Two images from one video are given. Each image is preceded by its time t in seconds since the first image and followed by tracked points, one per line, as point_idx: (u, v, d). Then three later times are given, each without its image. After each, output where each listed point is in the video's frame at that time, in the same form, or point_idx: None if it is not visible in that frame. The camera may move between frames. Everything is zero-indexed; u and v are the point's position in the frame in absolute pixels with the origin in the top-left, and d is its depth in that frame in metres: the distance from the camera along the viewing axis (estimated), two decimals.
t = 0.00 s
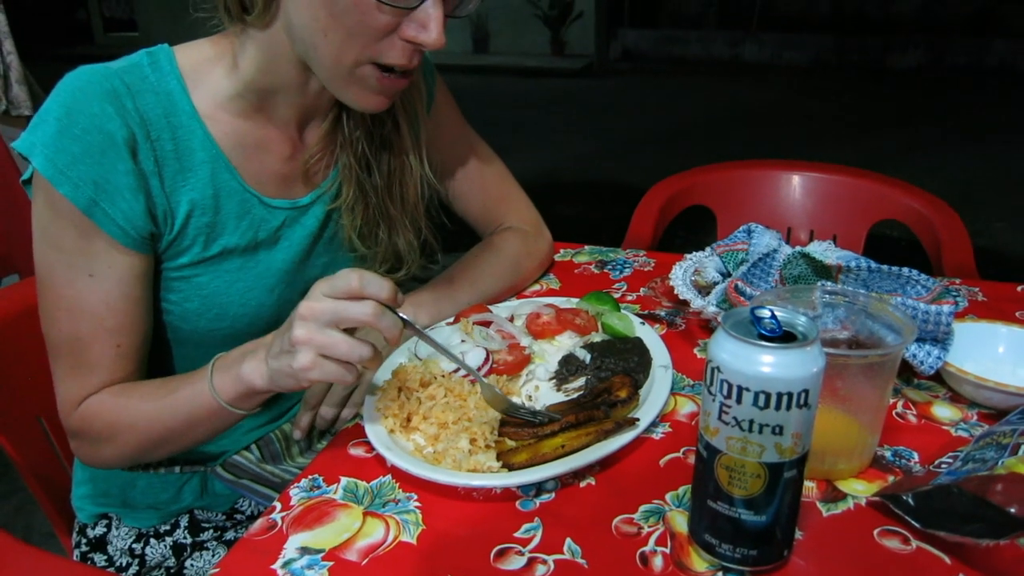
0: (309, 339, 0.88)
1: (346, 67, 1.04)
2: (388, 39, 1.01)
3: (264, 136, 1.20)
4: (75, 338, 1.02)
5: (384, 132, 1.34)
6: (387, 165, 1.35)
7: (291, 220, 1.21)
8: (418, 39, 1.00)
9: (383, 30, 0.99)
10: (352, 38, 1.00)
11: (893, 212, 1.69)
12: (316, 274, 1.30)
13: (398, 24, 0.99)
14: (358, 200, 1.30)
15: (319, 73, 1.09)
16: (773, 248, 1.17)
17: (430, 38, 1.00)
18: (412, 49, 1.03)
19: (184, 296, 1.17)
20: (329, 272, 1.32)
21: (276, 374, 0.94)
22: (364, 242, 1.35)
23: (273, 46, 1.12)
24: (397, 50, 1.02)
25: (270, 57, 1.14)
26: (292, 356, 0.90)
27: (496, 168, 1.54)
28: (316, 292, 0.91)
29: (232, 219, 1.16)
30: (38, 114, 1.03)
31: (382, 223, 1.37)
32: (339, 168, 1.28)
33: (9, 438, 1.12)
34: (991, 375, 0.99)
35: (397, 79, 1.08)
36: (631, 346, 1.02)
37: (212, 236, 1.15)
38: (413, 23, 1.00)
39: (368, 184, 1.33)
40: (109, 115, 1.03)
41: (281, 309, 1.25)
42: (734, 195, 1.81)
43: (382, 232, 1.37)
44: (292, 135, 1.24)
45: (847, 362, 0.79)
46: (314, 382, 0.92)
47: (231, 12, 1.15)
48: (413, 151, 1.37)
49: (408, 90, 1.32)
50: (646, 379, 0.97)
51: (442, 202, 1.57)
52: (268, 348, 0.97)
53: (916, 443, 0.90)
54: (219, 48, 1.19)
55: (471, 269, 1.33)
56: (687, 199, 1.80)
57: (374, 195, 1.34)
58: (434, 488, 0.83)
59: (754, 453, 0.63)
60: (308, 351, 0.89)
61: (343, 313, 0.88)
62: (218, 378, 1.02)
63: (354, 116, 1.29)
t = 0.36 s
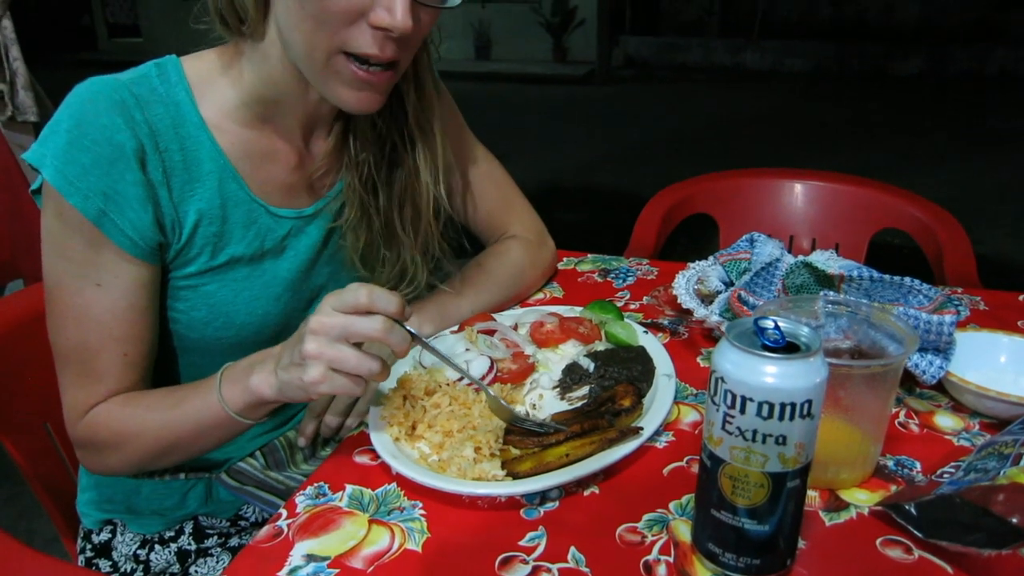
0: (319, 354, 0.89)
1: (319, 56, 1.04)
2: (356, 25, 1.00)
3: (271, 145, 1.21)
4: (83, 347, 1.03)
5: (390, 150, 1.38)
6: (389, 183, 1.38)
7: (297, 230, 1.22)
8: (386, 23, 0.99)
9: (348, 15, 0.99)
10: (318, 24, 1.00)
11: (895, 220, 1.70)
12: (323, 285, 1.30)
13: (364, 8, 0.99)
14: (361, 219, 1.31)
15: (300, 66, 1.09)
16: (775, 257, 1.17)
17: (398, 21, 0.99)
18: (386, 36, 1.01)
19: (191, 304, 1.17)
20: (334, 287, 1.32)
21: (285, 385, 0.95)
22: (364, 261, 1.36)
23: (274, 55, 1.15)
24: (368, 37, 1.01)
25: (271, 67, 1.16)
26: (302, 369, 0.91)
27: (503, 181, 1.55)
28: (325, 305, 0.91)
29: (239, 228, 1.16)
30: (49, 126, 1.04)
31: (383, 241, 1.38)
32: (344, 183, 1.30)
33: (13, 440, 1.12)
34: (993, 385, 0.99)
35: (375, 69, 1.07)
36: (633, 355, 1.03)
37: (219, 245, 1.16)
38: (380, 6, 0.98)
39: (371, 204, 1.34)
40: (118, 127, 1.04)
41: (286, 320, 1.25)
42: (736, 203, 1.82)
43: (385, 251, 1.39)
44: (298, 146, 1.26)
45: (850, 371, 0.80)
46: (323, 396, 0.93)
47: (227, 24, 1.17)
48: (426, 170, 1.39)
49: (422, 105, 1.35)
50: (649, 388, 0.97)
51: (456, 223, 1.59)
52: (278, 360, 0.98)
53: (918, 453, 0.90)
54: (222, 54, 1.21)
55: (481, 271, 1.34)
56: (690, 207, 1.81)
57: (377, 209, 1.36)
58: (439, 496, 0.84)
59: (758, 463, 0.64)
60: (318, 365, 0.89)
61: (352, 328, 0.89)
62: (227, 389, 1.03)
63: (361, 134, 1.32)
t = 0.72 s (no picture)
0: (312, 388, 0.89)
1: (308, 73, 1.05)
2: (344, 44, 1.01)
3: (267, 154, 1.21)
4: (81, 356, 1.04)
5: (380, 155, 1.37)
6: (380, 189, 1.37)
7: (293, 238, 1.22)
8: (374, 44, 0.99)
9: (337, 35, 1.00)
10: (308, 42, 1.01)
11: (896, 229, 1.70)
12: (320, 293, 1.29)
13: (352, 28, 0.99)
14: (353, 226, 1.30)
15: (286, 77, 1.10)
16: (776, 268, 1.18)
17: (385, 43, 0.99)
18: (374, 56, 1.02)
19: (189, 312, 1.18)
20: (330, 295, 1.32)
21: (282, 415, 0.95)
22: (359, 268, 1.35)
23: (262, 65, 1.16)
24: (354, 55, 1.02)
25: (261, 75, 1.17)
26: (297, 402, 0.91)
27: (504, 190, 1.56)
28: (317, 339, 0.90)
29: (235, 236, 1.17)
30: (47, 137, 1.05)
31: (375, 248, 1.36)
32: (336, 191, 1.29)
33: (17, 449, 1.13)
34: (994, 395, 0.99)
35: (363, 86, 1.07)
36: (635, 366, 1.04)
37: (214, 253, 1.16)
38: (369, 28, 0.99)
39: (362, 210, 1.33)
40: (114, 137, 1.06)
41: (284, 329, 1.25)
42: (738, 212, 1.82)
43: (375, 254, 1.36)
44: (293, 155, 1.26)
45: (850, 383, 0.80)
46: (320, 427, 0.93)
47: (222, 33, 1.17)
48: (414, 171, 1.36)
49: (407, 105, 1.33)
50: (651, 399, 0.98)
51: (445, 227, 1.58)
52: (274, 388, 0.98)
53: (920, 463, 0.91)
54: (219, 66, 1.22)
55: (481, 283, 1.34)
56: (692, 217, 1.81)
57: (371, 215, 1.35)
58: (443, 507, 0.84)
59: (759, 474, 0.64)
60: (313, 400, 0.90)
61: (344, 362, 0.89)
62: (225, 414, 1.02)
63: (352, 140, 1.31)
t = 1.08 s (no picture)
0: (230, 446, 0.86)
1: (331, 131, 1.07)
2: (371, 107, 1.04)
3: (274, 190, 1.23)
4: (71, 382, 1.05)
5: (386, 186, 1.38)
6: (387, 220, 1.38)
7: (299, 270, 1.23)
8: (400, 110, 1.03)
9: (365, 100, 1.03)
10: (334, 104, 1.03)
11: (899, 256, 1.71)
12: (326, 325, 1.29)
13: (380, 93, 1.02)
14: (362, 251, 1.31)
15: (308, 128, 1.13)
16: (779, 296, 1.19)
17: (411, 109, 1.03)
18: (399, 118, 1.05)
19: (194, 345, 1.19)
20: (336, 327, 1.31)
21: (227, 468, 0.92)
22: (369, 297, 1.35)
23: (274, 105, 1.17)
24: (380, 117, 1.05)
25: (271, 114, 1.19)
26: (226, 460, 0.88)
27: (508, 220, 1.58)
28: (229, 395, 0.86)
29: (240, 270, 1.18)
30: (58, 172, 1.08)
31: (385, 274, 1.37)
32: (344, 221, 1.31)
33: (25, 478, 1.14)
34: (999, 424, 0.99)
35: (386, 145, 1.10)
36: (640, 396, 1.04)
37: (219, 286, 1.18)
38: (394, 92, 1.02)
39: (371, 238, 1.34)
40: (120, 174, 1.08)
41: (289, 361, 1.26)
42: (742, 240, 1.83)
43: (385, 278, 1.36)
44: (300, 189, 1.28)
45: (853, 413, 0.80)
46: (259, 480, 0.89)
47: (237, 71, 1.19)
48: (416, 201, 1.39)
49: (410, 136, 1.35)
50: (655, 429, 0.98)
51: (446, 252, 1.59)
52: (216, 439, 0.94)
53: (925, 492, 0.91)
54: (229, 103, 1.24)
55: (487, 314, 1.35)
56: (696, 245, 1.82)
57: (380, 243, 1.37)
58: (449, 538, 0.84)
59: (762, 504, 0.64)
60: (234, 456, 0.86)
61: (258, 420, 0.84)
62: (178, 462, 0.98)
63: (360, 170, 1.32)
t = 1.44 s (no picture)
0: (228, 466, 0.85)
1: (327, 145, 1.08)
2: (367, 122, 1.05)
3: (273, 206, 1.24)
4: (61, 393, 1.06)
5: (385, 202, 1.39)
6: (387, 234, 1.39)
7: (297, 284, 1.23)
8: (395, 126, 1.04)
9: (361, 115, 1.03)
10: (331, 119, 1.04)
11: (900, 269, 1.71)
12: (326, 339, 1.29)
13: (376, 109, 1.03)
14: (361, 265, 1.32)
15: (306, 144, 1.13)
16: (779, 310, 1.19)
17: (406, 124, 1.03)
18: (394, 134, 1.06)
19: (193, 360, 1.20)
20: (336, 342, 1.31)
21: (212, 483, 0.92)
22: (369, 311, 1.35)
23: (273, 122, 1.18)
24: (376, 132, 1.05)
25: (269, 131, 1.19)
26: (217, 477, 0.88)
27: (510, 235, 1.58)
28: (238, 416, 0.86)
29: (237, 284, 1.19)
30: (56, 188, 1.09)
31: (385, 288, 1.37)
32: (344, 236, 1.31)
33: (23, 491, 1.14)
34: (1000, 437, 0.99)
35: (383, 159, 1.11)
36: (641, 409, 1.04)
37: (216, 300, 1.18)
38: (390, 109, 1.03)
39: (371, 253, 1.35)
40: (116, 190, 1.08)
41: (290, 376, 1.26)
42: (743, 253, 1.84)
43: (385, 293, 1.37)
44: (299, 205, 1.28)
45: (854, 426, 0.80)
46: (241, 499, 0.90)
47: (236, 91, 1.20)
48: (415, 216, 1.40)
49: (409, 153, 1.37)
50: (656, 442, 0.98)
51: (447, 267, 1.60)
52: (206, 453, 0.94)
53: (927, 506, 0.91)
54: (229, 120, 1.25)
55: (486, 328, 1.36)
56: (697, 258, 1.83)
57: (380, 258, 1.37)
58: (448, 551, 0.84)
59: (762, 517, 0.64)
60: (229, 478, 0.86)
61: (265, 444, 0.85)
62: (166, 474, 0.99)
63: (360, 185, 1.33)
